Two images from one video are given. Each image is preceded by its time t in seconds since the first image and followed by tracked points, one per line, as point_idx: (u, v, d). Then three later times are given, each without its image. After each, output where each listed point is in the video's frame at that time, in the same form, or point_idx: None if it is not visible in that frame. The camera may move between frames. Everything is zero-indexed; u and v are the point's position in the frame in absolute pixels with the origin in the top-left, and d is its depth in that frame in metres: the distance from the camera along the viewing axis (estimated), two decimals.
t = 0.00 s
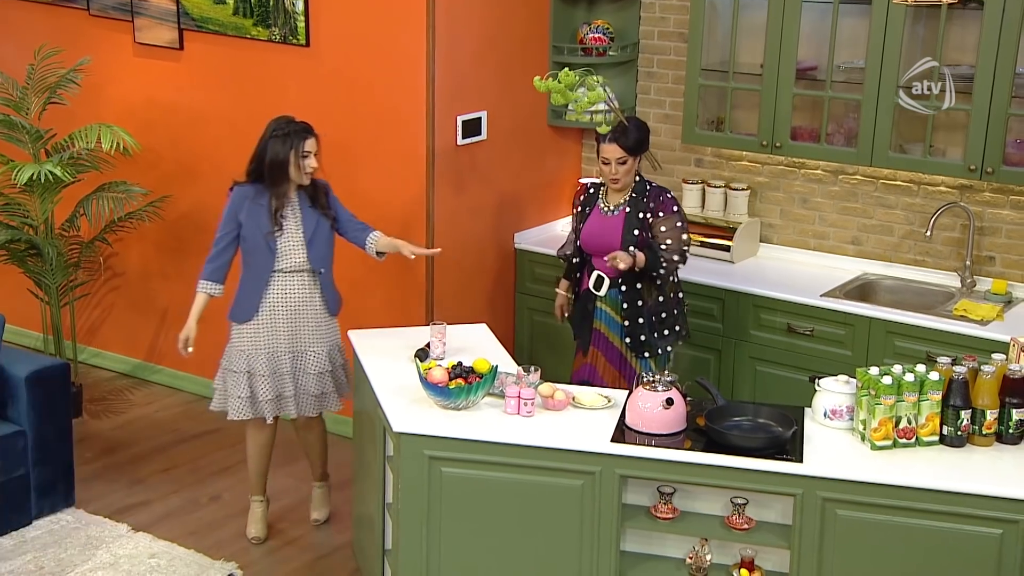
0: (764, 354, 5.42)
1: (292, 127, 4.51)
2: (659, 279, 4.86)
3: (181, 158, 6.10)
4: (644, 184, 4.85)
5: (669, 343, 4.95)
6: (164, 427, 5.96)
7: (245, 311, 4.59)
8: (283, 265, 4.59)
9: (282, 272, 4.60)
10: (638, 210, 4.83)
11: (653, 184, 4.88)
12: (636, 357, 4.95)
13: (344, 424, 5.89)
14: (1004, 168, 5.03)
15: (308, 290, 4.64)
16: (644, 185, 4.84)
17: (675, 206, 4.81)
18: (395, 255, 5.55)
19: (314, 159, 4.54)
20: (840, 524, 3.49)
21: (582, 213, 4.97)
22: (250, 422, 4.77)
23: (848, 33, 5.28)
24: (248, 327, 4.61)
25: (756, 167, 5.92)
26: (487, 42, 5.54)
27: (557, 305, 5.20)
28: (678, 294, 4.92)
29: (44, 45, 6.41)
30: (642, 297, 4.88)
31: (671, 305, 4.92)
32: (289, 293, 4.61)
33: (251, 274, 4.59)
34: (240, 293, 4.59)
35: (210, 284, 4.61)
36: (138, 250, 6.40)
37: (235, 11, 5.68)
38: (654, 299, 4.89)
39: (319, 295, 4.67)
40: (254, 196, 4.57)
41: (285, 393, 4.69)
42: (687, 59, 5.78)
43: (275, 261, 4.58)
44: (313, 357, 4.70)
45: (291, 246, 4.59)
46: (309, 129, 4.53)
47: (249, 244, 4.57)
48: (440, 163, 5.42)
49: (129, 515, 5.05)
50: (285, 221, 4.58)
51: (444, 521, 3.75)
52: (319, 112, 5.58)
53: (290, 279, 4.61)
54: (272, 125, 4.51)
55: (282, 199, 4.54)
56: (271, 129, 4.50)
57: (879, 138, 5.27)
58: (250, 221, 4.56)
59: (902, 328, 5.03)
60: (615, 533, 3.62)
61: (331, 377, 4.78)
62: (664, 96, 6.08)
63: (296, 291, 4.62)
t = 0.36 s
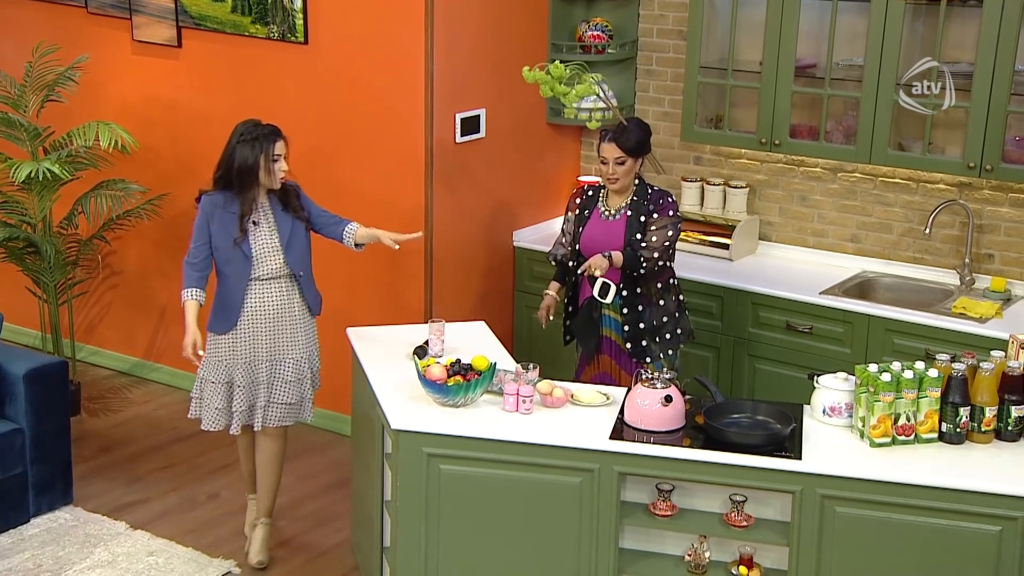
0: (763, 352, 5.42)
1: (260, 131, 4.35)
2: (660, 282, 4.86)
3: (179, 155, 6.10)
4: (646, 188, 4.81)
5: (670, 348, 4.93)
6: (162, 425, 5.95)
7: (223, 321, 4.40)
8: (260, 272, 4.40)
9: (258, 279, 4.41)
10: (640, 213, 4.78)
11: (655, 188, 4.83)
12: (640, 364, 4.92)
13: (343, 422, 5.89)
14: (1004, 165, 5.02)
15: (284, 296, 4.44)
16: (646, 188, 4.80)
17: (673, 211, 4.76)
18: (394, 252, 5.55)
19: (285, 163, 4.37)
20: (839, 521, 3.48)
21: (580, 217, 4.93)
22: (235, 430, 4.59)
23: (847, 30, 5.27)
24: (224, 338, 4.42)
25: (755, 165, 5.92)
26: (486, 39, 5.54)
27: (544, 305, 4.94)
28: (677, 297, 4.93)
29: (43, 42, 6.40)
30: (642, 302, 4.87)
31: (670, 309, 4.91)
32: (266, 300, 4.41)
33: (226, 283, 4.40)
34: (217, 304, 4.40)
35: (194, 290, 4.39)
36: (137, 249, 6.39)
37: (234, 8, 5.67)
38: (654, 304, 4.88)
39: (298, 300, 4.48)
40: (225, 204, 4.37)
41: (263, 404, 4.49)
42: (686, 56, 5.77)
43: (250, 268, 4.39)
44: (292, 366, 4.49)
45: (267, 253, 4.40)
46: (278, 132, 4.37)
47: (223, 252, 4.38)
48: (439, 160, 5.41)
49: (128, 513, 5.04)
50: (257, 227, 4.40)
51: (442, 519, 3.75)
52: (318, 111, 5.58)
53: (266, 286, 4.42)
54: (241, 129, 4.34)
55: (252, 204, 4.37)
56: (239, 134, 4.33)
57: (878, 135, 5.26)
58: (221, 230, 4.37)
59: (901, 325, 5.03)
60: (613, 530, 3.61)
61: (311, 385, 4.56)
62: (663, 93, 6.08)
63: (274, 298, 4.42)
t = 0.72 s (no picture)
0: (764, 350, 5.42)
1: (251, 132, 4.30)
2: (658, 287, 4.80)
3: (180, 154, 6.10)
4: (648, 190, 4.78)
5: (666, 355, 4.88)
6: (163, 423, 5.95)
7: (212, 327, 4.37)
8: (250, 277, 4.36)
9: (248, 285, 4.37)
10: (641, 216, 4.74)
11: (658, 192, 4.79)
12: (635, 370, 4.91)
13: (344, 420, 5.89)
14: (1005, 163, 5.02)
15: (273, 303, 4.41)
16: (647, 190, 4.77)
17: (674, 216, 4.72)
18: (394, 250, 5.54)
19: (275, 165, 4.32)
20: (840, 519, 3.48)
21: (580, 217, 4.89)
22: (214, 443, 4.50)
23: (848, 28, 5.26)
24: (212, 344, 4.39)
25: (756, 163, 5.91)
26: (486, 36, 5.53)
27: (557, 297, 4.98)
28: (677, 305, 4.85)
29: (43, 41, 6.40)
30: (638, 307, 4.84)
31: (668, 316, 4.84)
32: (255, 306, 4.38)
33: (215, 287, 4.35)
34: (208, 309, 4.38)
35: (187, 303, 4.34)
36: (137, 247, 6.39)
37: (234, 6, 5.66)
38: (650, 309, 4.84)
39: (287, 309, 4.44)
40: (216, 207, 4.31)
41: (249, 411, 4.45)
42: (687, 54, 5.77)
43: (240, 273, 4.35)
44: (279, 374, 4.44)
45: (257, 258, 4.36)
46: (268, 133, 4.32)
47: (213, 256, 4.32)
48: (439, 157, 5.41)
49: (128, 511, 5.04)
50: (248, 231, 4.35)
51: (443, 516, 3.75)
52: (318, 98, 5.56)
53: (256, 292, 4.39)
54: (231, 131, 4.29)
55: (242, 207, 4.32)
56: (230, 135, 4.28)
57: (879, 133, 5.26)
58: (212, 234, 4.31)
59: (902, 323, 5.02)
60: (614, 527, 3.61)
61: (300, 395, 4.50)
62: (664, 91, 6.07)
63: (262, 304, 4.39)
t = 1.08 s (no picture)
0: (767, 349, 5.41)
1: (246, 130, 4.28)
2: (657, 293, 4.73)
3: (183, 152, 6.09)
4: (642, 196, 4.67)
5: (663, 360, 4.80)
6: (165, 421, 5.95)
7: (213, 327, 4.31)
8: (253, 276, 4.34)
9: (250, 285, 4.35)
10: (639, 221, 4.64)
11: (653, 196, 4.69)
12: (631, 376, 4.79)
13: (347, 418, 5.89)
14: (1008, 161, 5.02)
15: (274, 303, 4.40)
16: (641, 196, 4.66)
17: (673, 220, 4.62)
18: (398, 248, 5.54)
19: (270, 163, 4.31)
20: (843, 516, 3.47)
21: (574, 223, 4.79)
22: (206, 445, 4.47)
23: (851, 26, 5.25)
24: (209, 343, 4.33)
25: (759, 161, 5.91)
26: (489, 34, 5.53)
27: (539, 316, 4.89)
28: (674, 310, 4.78)
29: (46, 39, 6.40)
30: (636, 312, 4.75)
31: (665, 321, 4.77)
32: (258, 306, 4.36)
33: (218, 287, 4.31)
34: (206, 307, 4.31)
35: (176, 304, 4.29)
36: (139, 245, 6.40)
37: (237, 4, 5.66)
38: (648, 314, 4.76)
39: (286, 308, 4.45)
40: (216, 207, 4.28)
41: (254, 411, 4.43)
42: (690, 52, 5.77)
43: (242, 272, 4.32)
44: (281, 372, 4.46)
45: (259, 257, 4.35)
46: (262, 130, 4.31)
47: (215, 254, 4.28)
48: (443, 155, 5.41)
49: (131, 508, 5.04)
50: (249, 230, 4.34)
51: (446, 513, 3.74)
52: (320, 97, 5.56)
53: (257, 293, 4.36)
54: (226, 129, 4.27)
55: (246, 205, 4.30)
56: (225, 133, 4.26)
57: (882, 131, 5.25)
58: (214, 232, 4.28)
59: (905, 321, 5.02)
60: (617, 524, 3.61)
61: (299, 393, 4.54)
62: (667, 89, 6.07)
63: (265, 304, 4.38)
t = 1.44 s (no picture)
0: (771, 347, 5.41)
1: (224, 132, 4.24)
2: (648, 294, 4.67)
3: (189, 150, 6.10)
4: (626, 195, 4.61)
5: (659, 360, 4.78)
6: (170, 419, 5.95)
7: (186, 331, 4.26)
8: (227, 282, 4.29)
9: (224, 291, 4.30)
10: (627, 221, 4.58)
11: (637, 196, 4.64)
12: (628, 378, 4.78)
13: (351, 416, 5.89)
14: (1014, 159, 5.01)
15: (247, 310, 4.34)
16: (625, 196, 4.61)
17: (662, 216, 4.61)
18: (402, 247, 5.54)
19: (246, 168, 4.26)
20: (848, 514, 3.47)
21: (558, 232, 4.68)
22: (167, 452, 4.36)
23: (856, 23, 5.24)
24: (180, 348, 4.28)
25: (763, 159, 5.90)
26: (493, 31, 5.52)
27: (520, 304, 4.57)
28: (666, 310, 4.72)
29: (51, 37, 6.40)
30: (629, 317, 4.69)
31: (658, 323, 4.71)
32: (231, 312, 4.31)
33: (190, 292, 4.25)
34: (176, 311, 4.26)
35: (156, 308, 4.20)
36: (144, 243, 6.40)
37: (241, 2, 5.66)
38: (640, 318, 4.70)
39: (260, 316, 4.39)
40: (191, 210, 4.23)
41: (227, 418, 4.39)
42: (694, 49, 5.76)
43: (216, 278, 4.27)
44: (255, 380, 4.41)
45: (234, 264, 4.30)
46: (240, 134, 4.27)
47: (189, 259, 4.22)
48: (447, 153, 5.41)
49: (136, 506, 5.04)
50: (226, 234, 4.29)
51: (450, 511, 3.74)
52: (324, 96, 5.56)
53: (231, 299, 4.31)
54: (204, 130, 4.23)
55: (221, 208, 4.26)
56: (202, 134, 4.23)
57: (887, 129, 5.25)
58: (188, 236, 4.21)
59: (910, 319, 5.01)
60: (622, 522, 3.60)
61: (276, 401, 4.49)
62: (671, 88, 6.06)
63: (238, 310, 4.33)
